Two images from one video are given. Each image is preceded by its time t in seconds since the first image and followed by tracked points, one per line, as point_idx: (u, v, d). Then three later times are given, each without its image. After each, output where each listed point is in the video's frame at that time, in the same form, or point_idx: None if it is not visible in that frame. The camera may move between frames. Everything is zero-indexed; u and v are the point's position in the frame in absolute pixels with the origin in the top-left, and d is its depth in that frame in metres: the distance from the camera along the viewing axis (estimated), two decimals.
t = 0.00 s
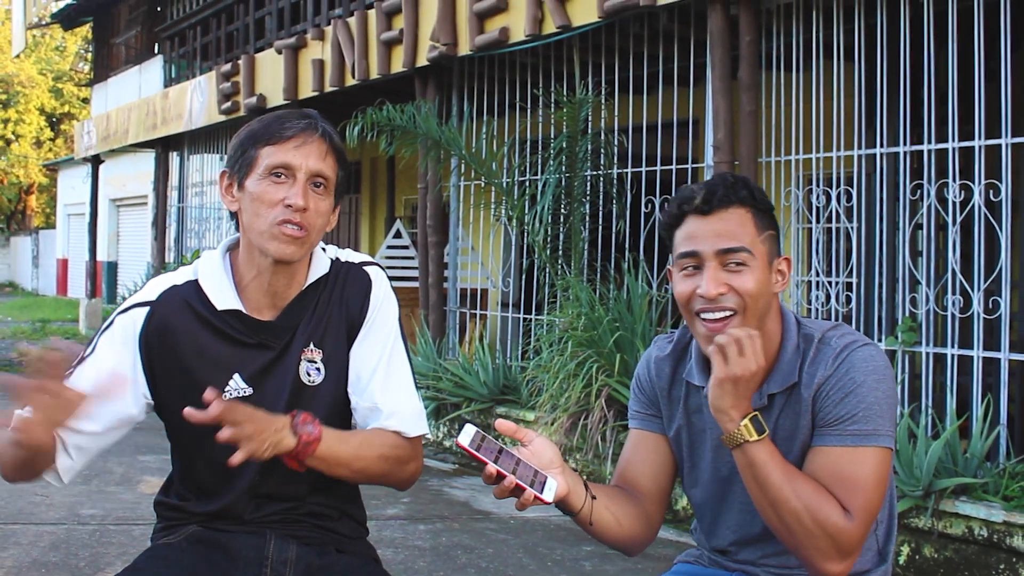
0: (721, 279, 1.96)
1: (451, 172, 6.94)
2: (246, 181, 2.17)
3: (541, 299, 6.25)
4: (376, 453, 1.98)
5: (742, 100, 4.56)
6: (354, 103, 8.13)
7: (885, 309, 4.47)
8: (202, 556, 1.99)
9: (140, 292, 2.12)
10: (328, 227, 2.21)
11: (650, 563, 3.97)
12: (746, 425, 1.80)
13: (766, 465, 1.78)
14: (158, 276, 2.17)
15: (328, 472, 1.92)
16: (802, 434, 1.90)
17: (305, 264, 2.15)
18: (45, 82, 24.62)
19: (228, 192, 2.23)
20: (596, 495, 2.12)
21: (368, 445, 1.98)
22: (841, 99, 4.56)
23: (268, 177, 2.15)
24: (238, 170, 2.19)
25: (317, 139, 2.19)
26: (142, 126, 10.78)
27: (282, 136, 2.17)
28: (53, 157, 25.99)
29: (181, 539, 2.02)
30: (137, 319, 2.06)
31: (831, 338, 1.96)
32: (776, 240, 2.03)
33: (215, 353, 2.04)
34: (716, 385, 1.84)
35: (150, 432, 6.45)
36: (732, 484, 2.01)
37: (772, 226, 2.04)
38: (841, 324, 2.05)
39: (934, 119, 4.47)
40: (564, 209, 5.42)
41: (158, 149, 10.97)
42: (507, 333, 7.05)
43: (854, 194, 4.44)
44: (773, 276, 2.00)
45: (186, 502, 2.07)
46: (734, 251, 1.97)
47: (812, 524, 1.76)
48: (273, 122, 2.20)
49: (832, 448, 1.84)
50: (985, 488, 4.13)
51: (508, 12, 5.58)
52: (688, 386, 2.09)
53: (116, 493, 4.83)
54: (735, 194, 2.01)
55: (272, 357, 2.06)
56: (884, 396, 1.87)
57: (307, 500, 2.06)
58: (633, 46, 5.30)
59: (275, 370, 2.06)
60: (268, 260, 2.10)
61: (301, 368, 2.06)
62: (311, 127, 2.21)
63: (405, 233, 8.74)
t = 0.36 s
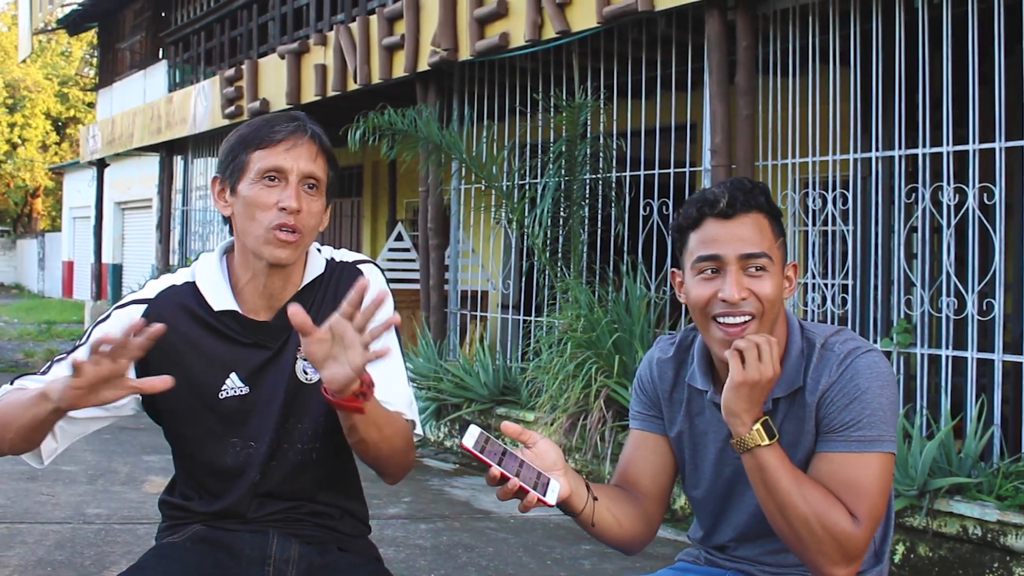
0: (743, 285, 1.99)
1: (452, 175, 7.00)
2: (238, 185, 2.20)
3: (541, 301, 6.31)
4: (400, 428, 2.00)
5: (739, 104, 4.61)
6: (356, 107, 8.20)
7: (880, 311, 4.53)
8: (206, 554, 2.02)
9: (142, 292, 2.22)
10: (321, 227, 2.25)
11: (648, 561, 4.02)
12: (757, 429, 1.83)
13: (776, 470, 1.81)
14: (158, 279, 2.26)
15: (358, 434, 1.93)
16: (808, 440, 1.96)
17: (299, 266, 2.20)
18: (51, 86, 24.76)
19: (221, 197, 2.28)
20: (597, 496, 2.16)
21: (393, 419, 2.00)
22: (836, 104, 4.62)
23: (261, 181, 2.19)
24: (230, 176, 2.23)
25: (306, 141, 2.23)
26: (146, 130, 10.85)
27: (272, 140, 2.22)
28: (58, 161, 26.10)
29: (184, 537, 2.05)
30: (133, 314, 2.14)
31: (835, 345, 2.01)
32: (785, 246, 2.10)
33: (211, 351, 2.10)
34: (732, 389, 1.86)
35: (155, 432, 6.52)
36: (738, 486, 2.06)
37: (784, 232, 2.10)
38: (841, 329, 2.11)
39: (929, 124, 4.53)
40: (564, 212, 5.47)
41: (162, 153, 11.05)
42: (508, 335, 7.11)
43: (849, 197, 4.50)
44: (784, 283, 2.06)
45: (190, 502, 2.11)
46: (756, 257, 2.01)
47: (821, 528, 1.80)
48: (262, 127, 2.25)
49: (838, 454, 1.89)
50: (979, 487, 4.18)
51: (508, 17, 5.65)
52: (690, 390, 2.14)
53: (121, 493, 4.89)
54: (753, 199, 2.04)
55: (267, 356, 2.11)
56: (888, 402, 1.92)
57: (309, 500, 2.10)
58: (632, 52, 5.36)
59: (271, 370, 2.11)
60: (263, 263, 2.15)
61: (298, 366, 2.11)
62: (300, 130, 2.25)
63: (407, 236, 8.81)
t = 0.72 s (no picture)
0: (722, 297, 2.02)
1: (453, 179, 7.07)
2: (245, 189, 2.22)
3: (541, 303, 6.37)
4: (363, 445, 2.01)
5: (736, 108, 4.67)
6: (358, 112, 8.26)
7: (875, 313, 4.58)
8: (210, 554, 2.07)
9: (146, 292, 2.22)
10: (326, 231, 2.27)
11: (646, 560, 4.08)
12: (739, 441, 1.87)
13: (762, 478, 1.86)
14: (163, 279, 2.27)
15: (314, 467, 1.94)
16: (795, 443, 1.99)
17: (304, 268, 2.22)
18: (56, 91, 24.89)
19: (227, 201, 2.30)
20: (581, 504, 2.19)
21: (354, 439, 2.01)
22: (832, 108, 4.67)
23: (268, 185, 2.21)
24: (237, 180, 2.25)
25: (313, 146, 2.26)
26: (150, 133, 10.92)
27: (279, 144, 2.24)
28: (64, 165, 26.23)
29: (189, 536, 2.10)
30: (138, 314, 2.15)
31: (813, 347, 2.05)
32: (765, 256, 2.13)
33: (215, 352, 2.12)
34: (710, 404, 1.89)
35: (159, 432, 6.58)
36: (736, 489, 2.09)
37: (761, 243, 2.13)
38: (821, 330, 2.15)
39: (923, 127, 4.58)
40: (563, 215, 5.53)
41: (166, 156, 11.12)
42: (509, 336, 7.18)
43: (845, 201, 4.55)
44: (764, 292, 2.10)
45: (194, 501, 2.16)
46: (734, 268, 2.04)
47: (811, 531, 1.85)
48: (269, 131, 2.27)
49: (825, 455, 1.93)
50: (973, 487, 4.23)
51: (508, 23, 5.71)
52: (676, 403, 2.18)
53: (126, 492, 4.95)
54: (731, 211, 2.08)
55: (270, 358, 2.13)
56: (870, 400, 1.95)
57: (311, 500, 2.15)
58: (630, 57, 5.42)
59: (273, 371, 2.13)
60: (269, 266, 2.16)
61: (301, 369, 2.13)
62: (306, 135, 2.28)
63: (409, 239, 8.87)
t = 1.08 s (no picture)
0: (631, 323, 2.03)
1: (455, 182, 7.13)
2: (239, 195, 2.27)
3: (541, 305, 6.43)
4: (377, 443, 2.07)
5: (734, 113, 4.73)
6: (360, 116, 8.33)
7: (870, 315, 4.64)
8: (213, 552, 2.11)
9: (144, 303, 2.26)
10: (320, 234, 2.33)
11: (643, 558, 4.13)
12: (688, 450, 1.89)
13: (712, 485, 1.89)
14: (162, 286, 2.31)
15: (337, 466, 1.99)
16: (748, 450, 2.05)
17: (299, 270, 2.27)
18: (63, 96, 25.06)
19: (221, 206, 2.34)
20: (547, 522, 2.21)
21: (369, 438, 2.07)
22: (828, 112, 4.73)
23: (262, 190, 2.26)
24: (230, 185, 2.30)
25: (306, 150, 2.31)
26: (155, 138, 10.99)
27: (272, 149, 2.29)
28: (70, 168, 26.34)
29: (193, 535, 2.15)
30: (138, 328, 2.20)
31: (760, 352, 2.12)
32: (688, 274, 2.11)
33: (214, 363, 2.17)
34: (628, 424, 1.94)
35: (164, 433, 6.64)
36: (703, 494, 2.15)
37: (680, 262, 2.10)
38: (772, 333, 2.21)
39: (918, 132, 4.64)
40: (563, 219, 5.59)
41: (171, 160, 11.19)
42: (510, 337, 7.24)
43: (840, 204, 4.61)
44: (687, 309, 2.08)
45: (197, 501, 2.21)
46: (641, 295, 2.04)
47: (761, 539, 1.90)
48: (261, 136, 2.31)
49: (774, 459, 1.99)
50: (967, 486, 4.29)
51: (508, 28, 5.78)
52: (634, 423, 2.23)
53: (131, 492, 5.00)
54: (638, 236, 2.10)
55: (269, 359, 2.18)
56: (815, 400, 2.01)
57: (313, 500, 2.19)
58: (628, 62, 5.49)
59: (273, 374, 2.18)
60: (265, 270, 2.22)
61: (301, 370, 2.18)
62: (299, 139, 2.33)
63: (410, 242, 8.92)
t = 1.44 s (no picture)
0: (608, 335, 2.12)
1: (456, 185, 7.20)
2: (232, 199, 2.32)
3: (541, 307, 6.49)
4: (358, 448, 2.10)
5: (731, 117, 4.79)
6: (362, 121, 8.40)
7: (865, 316, 4.70)
8: (217, 551, 2.17)
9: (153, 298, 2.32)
10: (315, 233, 2.36)
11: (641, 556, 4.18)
12: (677, 486, 1.91)
13: (716, 513, 1.94)
14: (170, 284, 2.38)
15: (312, 468, 2.04)
16: (746, 453, 2.12)
17: (299, 273, 2.32)
18: (69, 100, 25.22)
19: (221, 211, 2.40)
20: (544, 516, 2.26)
21: (350, 442, 2.10)
22: (824, 117, 4.79)
23: (251, 193, 2.30)
24: (225, 190, 2.35)
25: (292, 151, 2.33)
26: (159, 142, 11.07)
27: (259, 152, 2.32)
28: (76, 172, 26.44)
29: (198, 535, 2.20)
30: (144, 320, 2.25)
31: (754, 356, 2.19)
32: (670, 287, 2.15)
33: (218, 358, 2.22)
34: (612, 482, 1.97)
35: (169, 433, 6.71)
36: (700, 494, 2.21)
37: (663, 275, 2.15)
38: (764, 337, 2.27)
39: (912, 136, 4.70)
40: (562, 221, 5.67)
41: (176, 164, 11.27)
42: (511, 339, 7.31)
43: (836, 207, 4.67)
44: (671, 320, 2.14)
45: (201, 501, 2.27)
46: (618, 308, 2.11)
47: (768, 545, 1.94)
48: (250, 140, 2.35)
49: (776, 462, 2.04)
50: (961, 486, 4.34)
51: (508, 34, 5.84)
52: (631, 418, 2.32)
53: (136, 492, 5.06)
54: (618, 249, 2.16)
55: (272, 359, 2.23)
56: (811, 402, 2.06)
57: (315, 500, 2.24)
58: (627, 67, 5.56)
59: (276, 373, 2.23)
60: (262, 273, 2.27)
61: (302, 370, 2.23)
62: (286, 140, 2.35)
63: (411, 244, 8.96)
